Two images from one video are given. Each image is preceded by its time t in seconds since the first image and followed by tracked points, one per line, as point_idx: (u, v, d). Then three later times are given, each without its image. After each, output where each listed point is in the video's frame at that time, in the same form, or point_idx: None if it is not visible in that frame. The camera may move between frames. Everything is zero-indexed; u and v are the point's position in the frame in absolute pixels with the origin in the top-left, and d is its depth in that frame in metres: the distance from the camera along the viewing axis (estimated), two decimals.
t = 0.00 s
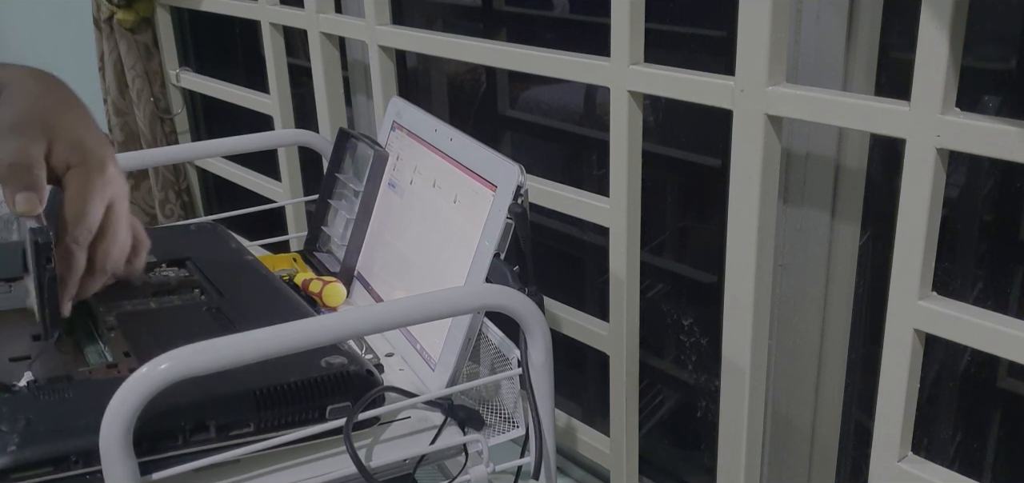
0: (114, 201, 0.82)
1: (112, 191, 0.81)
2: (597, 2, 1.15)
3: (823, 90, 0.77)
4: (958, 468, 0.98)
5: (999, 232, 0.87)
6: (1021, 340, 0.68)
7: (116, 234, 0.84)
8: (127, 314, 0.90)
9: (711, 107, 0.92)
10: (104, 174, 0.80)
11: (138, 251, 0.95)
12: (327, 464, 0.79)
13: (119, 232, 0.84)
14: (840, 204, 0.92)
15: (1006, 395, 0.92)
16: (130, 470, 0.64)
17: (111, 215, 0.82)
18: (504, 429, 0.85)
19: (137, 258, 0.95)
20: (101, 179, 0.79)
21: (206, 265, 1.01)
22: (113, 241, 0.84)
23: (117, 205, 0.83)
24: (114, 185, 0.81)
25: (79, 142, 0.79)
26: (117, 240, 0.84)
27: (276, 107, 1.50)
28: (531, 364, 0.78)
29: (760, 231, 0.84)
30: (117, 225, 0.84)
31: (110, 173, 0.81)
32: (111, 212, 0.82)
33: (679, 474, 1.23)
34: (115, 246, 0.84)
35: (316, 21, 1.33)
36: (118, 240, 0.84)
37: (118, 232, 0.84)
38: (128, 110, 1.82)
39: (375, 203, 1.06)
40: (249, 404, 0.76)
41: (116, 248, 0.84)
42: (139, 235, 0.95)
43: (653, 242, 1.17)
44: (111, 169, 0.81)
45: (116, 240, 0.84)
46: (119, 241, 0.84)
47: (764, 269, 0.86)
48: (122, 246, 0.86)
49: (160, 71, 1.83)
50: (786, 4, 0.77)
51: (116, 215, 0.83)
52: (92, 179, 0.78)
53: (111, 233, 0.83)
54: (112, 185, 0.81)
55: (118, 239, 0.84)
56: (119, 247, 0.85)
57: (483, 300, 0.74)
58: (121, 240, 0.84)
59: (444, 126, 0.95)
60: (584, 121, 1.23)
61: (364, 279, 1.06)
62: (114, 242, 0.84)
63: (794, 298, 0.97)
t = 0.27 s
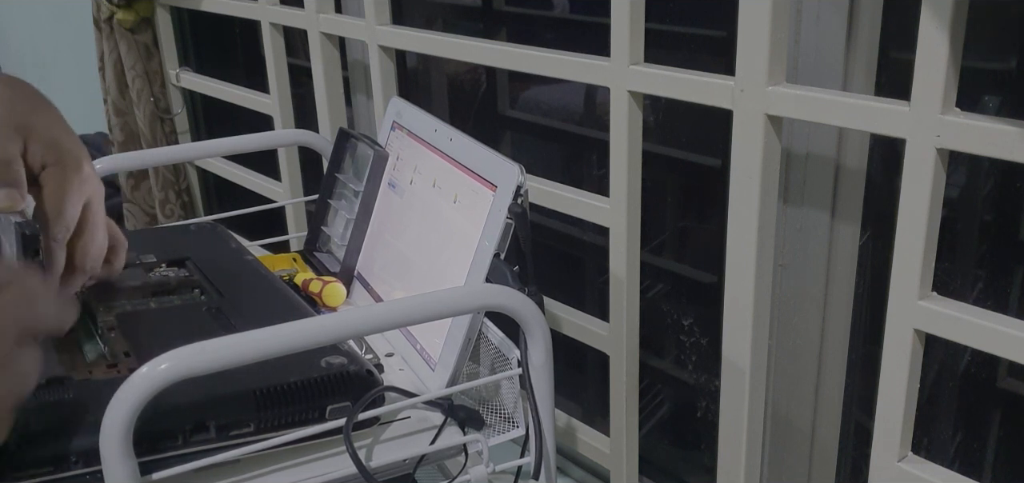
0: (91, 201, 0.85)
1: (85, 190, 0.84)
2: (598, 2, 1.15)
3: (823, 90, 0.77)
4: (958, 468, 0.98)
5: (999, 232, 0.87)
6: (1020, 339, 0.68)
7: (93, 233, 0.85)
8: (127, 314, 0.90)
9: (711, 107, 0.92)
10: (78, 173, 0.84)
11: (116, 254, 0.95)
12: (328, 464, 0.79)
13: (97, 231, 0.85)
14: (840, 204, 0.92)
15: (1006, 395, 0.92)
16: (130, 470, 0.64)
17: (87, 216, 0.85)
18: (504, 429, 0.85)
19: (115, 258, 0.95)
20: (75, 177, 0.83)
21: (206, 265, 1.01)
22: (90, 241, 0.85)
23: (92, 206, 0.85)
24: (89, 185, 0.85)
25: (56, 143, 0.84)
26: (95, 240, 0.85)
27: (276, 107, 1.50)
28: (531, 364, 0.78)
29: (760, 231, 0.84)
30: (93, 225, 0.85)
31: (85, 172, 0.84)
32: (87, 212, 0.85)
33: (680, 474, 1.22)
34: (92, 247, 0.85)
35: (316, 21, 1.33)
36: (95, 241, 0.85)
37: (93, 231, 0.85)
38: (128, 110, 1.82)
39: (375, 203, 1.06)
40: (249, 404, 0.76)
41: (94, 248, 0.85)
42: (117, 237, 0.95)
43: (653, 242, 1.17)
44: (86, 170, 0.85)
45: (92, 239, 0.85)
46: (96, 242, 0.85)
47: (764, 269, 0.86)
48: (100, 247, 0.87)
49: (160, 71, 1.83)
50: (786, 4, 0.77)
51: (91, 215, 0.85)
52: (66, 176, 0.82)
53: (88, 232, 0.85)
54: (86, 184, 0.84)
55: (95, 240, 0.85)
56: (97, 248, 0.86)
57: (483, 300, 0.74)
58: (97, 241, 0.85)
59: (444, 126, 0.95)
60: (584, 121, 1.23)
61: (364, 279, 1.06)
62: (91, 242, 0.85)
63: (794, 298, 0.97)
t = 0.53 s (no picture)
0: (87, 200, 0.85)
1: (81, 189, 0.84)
2: (598, 2, 1.15)
3: (823, 90, 0.77)
4: (958, 468, 0.98)
5: (999, 232, 0.87)
6: (1020, 339, 0.68)
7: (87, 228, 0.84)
8: (127, 314, 0.90)
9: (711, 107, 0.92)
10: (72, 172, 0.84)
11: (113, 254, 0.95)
12: (327, 464, 0.79)
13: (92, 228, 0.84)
14: (840, 204, 0.92)
15: (1006, 395, 0.92)
16: (130, 471, 0.64)
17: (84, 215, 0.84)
18: (504, 429, 0.85)
19: (114, 257, 0.95)
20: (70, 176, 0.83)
21: (206, 265, 1.01)
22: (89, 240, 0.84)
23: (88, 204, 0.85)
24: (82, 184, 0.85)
25: (49, 143, 0.84)
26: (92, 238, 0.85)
27: (276, 107, 1.50)
28: (531, 364, 0.78)
29: (760, 231, 0.84)
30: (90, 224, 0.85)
31: (78, 171, 0.85)
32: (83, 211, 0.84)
33: (680, 474, 1.22)
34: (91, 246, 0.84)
35: (316, 21, 1.33)
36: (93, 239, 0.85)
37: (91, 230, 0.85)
38: (128, 110, 1.82)
39: (375, 203, 1.06)
40: (249, 404, 0.76)
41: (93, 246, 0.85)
42: (113, 235, 0.96)
43: (653, 242, 1.17)
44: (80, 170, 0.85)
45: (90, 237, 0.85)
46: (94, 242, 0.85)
47: (764, 269, 0.86)
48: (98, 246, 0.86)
49: (160, 71, 1.83)
50: (786, 4, 0.77)
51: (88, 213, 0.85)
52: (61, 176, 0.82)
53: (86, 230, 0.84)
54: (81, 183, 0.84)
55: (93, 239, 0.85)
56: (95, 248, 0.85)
57: (483, 300, 0.74)
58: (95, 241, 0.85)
59: (444, 126, 0.95)
60: (584, 121, 1.23)
61: (364, 279, 1.06)
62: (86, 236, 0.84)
63: (794, 298, 0.97)
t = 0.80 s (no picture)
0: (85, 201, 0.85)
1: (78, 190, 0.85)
2: (598, 2, 1.15)
3: (823, 90, 0.77)
4: (958, 468, 0.98)
5: (999, 232, 0.87)
6: (1020, 339, 0.68)
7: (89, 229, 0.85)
8: (127, 314, 0.90)
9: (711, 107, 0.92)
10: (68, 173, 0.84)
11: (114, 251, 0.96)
12: (327, 464, 0.79)
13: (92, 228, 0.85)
14: (840, 204, 0.92)
15: (1006, 395, 0.92)
16: (130, 470, 0.64)
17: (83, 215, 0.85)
18: (504, 429, 0.85)
19: (116, 253, 0.96)
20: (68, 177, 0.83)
21: (205, 265, 1.01)
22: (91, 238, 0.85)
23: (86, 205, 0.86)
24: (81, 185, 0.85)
25: (49, 144, 0.84)
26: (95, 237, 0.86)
27: (276, 107, 1.50)
28: (531, 364, 0.78)
29: (760, 231, 0.84)
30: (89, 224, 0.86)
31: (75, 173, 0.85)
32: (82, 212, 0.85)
33: (680, 474, 1.22)
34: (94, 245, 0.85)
35: (316, 21, 1.33)
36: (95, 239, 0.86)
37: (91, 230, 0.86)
38: (128, 110, 1.82)
39: (375, 203, 1.06)
40: (249, 404, 0.76)
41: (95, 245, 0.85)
42: (115, 232, 0.97)
43: (653, 242, 1.17)
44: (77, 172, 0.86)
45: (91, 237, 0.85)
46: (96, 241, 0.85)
47: (764, 269, 0.86)
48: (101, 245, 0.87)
49: (160, 71, 1.83)
50: (786, 4, 0.77)
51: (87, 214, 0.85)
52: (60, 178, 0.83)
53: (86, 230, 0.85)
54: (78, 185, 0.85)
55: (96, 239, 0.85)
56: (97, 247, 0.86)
57: (483, 300, 0.74)
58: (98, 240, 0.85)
59: (444, 126, 0.95)
60: (584, 121, 1.23)
61: (364, 279, 1.06)
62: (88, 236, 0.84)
63: (794, 298, 0.97)
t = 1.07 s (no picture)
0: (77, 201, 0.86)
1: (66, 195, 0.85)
2: (598, 2, 1.15)
3: (823, 90, 0.77)
4: (958, 468, 0.98)
5: (998, 232, 0.87)
6: (1020, 340, 0.68)
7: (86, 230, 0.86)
8: (127, 314, 0.90)
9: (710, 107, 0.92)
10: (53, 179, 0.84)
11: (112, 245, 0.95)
12: (327, 464, 0.79)
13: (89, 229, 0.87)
14: (840, 204, 0.91)
15: (1006, 395, 0.92)
16: (130, 471, 0.64)
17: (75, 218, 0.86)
18: (504, 429, 0.85)
19: (114, 247, 0.96)
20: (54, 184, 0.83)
21: (205, 265, 1.01)
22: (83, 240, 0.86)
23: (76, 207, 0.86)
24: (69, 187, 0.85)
25: (37, 143, 0.83)
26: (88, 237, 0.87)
27: (276, 107, 1.50)
28: (531, 364, 0.78)
29: (760, 231, 0.84)
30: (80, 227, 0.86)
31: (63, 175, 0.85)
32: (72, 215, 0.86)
33: (680, 474, 1.22)
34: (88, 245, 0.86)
35: (316, 21, 1.33)
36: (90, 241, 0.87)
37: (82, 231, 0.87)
38: (128, 110, 1.82)
39: (375, 203, 1.06)
40: (249, 404, 0.76)
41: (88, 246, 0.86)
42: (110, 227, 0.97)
43: (653, 242, 1.17)
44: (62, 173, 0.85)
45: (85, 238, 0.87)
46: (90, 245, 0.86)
47: (764, 269, 0.86)
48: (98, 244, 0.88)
49: (160, 71, 1.83)
50: (786, 4, 0.77)
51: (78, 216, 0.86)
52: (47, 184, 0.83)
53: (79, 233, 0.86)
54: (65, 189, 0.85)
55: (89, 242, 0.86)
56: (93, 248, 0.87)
57: (483, 300, 0.74)
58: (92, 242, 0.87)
59: (444, 127, 0.95)
60: (584, 121, 1.23)
61: (364, 279, 1.06)
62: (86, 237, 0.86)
63: (794, 298, 0.97)
